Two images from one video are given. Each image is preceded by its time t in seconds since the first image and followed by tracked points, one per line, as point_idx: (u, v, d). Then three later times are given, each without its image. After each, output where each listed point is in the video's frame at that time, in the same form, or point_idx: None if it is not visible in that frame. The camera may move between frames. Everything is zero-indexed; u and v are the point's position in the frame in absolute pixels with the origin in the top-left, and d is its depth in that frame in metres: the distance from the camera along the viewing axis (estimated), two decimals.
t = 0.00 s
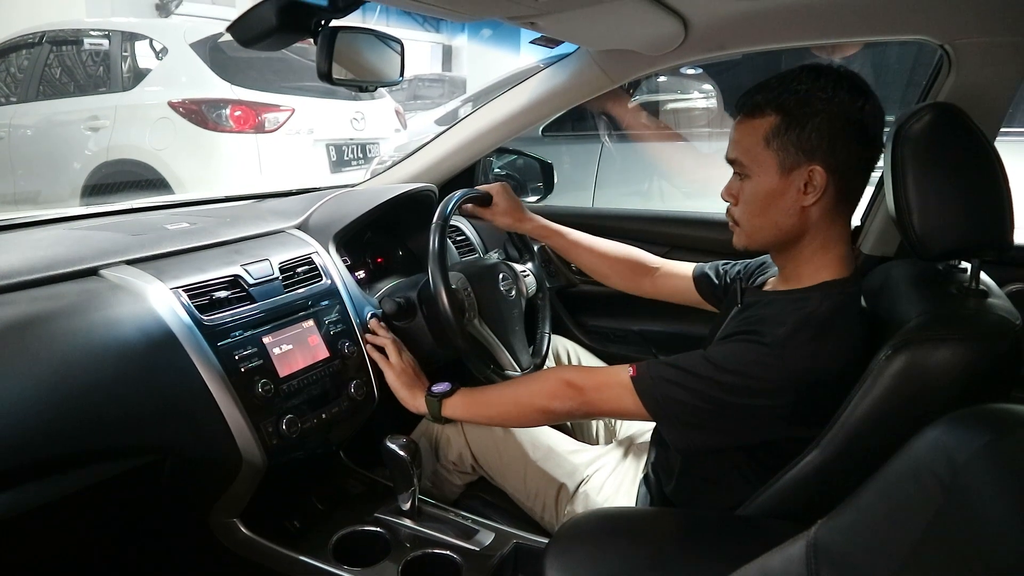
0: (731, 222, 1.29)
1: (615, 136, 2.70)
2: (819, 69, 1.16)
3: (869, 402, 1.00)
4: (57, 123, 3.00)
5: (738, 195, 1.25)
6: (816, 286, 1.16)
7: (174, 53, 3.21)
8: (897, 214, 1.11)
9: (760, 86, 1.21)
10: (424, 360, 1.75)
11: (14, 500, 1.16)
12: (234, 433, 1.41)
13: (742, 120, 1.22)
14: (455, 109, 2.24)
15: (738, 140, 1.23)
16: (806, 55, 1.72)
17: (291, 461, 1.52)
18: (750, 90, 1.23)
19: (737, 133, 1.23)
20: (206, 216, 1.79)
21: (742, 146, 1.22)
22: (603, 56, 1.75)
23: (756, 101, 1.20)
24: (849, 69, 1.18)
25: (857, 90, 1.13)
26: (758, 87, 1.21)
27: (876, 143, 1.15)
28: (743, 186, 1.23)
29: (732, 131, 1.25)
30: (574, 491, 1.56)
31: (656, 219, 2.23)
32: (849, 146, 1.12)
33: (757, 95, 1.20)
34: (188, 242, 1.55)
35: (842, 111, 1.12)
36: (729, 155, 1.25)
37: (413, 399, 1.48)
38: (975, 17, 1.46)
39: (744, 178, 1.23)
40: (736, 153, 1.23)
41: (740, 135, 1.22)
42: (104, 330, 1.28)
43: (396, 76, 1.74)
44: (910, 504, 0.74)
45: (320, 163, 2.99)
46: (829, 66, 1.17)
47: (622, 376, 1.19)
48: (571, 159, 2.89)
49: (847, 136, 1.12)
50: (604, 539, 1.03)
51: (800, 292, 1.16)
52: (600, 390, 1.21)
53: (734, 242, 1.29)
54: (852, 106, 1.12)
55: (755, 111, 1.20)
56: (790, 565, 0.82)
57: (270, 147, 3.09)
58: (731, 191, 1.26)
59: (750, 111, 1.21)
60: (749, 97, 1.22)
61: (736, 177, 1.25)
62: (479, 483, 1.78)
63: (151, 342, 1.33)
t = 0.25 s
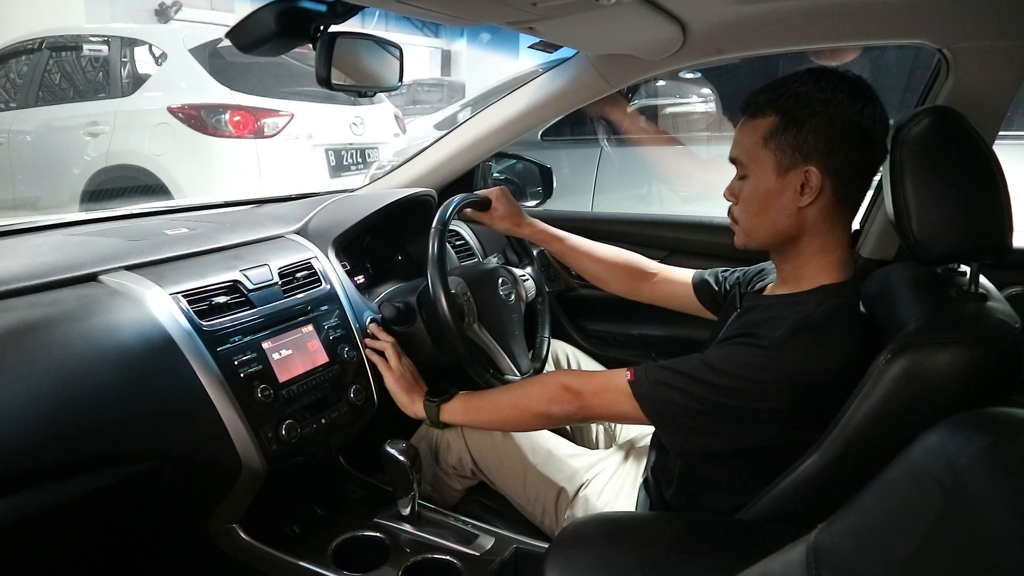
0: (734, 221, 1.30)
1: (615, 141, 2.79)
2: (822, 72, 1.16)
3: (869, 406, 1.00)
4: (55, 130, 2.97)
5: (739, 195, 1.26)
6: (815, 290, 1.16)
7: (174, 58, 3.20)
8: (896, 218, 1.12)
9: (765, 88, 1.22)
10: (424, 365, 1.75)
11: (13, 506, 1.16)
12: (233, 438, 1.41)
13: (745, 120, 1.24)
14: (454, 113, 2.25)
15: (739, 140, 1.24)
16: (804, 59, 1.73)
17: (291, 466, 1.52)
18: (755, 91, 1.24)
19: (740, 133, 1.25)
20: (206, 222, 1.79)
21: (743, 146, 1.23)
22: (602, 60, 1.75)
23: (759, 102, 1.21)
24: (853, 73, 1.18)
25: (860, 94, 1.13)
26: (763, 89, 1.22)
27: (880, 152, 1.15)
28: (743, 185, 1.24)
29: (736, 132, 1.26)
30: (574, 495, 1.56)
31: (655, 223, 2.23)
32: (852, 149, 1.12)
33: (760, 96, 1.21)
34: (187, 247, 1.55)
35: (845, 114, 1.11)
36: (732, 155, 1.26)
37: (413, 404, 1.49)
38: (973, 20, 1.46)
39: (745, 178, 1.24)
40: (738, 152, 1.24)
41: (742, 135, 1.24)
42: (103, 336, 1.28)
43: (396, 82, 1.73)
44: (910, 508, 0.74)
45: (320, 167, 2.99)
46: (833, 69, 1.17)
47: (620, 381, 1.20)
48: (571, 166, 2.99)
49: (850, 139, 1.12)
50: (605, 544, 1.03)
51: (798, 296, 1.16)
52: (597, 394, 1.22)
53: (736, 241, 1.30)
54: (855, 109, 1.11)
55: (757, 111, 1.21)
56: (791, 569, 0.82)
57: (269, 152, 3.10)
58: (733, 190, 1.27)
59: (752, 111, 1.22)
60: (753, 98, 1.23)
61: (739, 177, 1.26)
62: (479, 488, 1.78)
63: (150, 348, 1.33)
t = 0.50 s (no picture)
0: (742, 220, 1.30)
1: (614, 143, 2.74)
2: (832, 73, 1.17)
3: (868, 409, 1.00)
4: (55, 131, 2.99)
5: (747, 193, 1.26)
6: (814, 292, 1.16)
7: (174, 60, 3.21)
8: (895, 220, 1.12)
9: (775, 87, 1.22)
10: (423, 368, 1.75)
11: (12, 508, 1.16)
12: (233, 441, 1.41)
13: (754, 119, 1.24)
14: (454, 115, 2.25)
15: (748, 138, 1.24)
16: (803, 61, 1.73)
17: (290, 469, 1.52)
18: (764, 91, 1.25)
19: (749, 132, 1.25)
20: (206, 224, 1.79)
21: (751, 144, 1.23)
22: (602, 63, 1.76)
23: (767, 101, 1.21)
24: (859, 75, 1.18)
25: (862, 96, 1.13)
26: (772, 88, 1.23)
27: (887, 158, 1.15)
28: (751, 183, 1.24)
29: (745, 130, 1.27)
30: (574, 497, 1.56)
31: (655, 226, 2.23)
32: (860, 149, 1.12)
33: (769, 95, 1.22)
34: (188, 249, 1.55)
35: (851, 114, 1.12)
36: (741, 154, 1.27)
37: (413, 404, 1.49)
38: (972, 23, 1.46)
39: (753, 175, 1.24)
40: (747, 150, 1.25)
41: (751, 133, 1.24)
42: (103, 338, 1.28)
43: (395, 84, 1.73)
44: (909, 510, 0.74)
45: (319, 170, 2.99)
46: (841, 72, 1.17)
47: (622, 382, 1.19)
48: (570, 169, 3.05)
49: (858, 138, 1.12)
50: (604, 546, 1.03)
51: (797, 298, 1.16)
52: (599, 395, 1.22)
53: (743, 240, 1.30)
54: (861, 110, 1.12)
55: (766, 110, 1.21)
56: (790, 572, 0.82)
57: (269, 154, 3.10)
58: (741, 189, 1.28)
59: (762, 110, 1.23)
60: (763, 96, 1.24)
61: (746, 176, 1.27)
62: (479, 490, 1.78)
63: (150, 350, 1.33)
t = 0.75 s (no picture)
0: (744, 222, 1.30)
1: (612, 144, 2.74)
2: (835, 76, 1.17)
3: (868, 410, 1.00)
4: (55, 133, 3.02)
5: (749, 195, 1.26)
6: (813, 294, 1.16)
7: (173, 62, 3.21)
8: (895, 221, 1.12)
9: (777, 90, 1.22)
10: (423, 369, 1.75)
11: (12, 511, 1.16)
12: (233, 443, 1.41)
13: (757, 120, 1.24)
14: (453, 116, 2.25)
15: (751, 139, 1.24)
16: (802, 62, 1.73)
17: (290, 470, 1.52)
18: (767, 92, 1.24)
19: (752, 133, 1.25)
20: (206, 225, 1.79)
21: (755, 145, 1.23)
22: (601, 64, 1.76)
23: (770, 103, 1.21)
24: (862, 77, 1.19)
25: (863, 98, 1.14)
26: (774, 91, 1.23)
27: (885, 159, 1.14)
28: (754, 185, 1.24)
29: (747, 133, 1.27)
30: (572, 499, 1.55)
31: (654, 227, 2.24)
32: (864, 150, 1.13)
33: (772, 96, 1.21)
34: (188, 250, 1.55)
35: (855, 116, 1.12)
36: (743, 155, 1.27)
37: (413, 405, 1.48)
38: (971, 24, 1.46)
39: (756, 177, 1.24)
40: (750, 152, 1.25)
41: (754, 135, 1.24)
42: (102, 339, 1.28)
43: (395, 85, 1.74)
44: (909, 511, 0.74)
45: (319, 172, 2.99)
46: (844, 75, 1.18)
47: (623, 388, 1.19)
48: (570, 169, 3.05)
49: (863, 139, 1.13)
50: (604, 548, 1.03)
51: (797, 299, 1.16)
52: (599, 400, 1.22)
53: (744, 242, 1.30)
54: (863, 111, 1.13)
55: (769, 112, 1.21)
56: (790, 573, 0.82)
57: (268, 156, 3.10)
58: (744, 190, 1.27)
59: (764, 112, 1.22)
60: (765, 99, 1.24)
61: (749, 177, 1.26)
62: (479, 491, 1.77)
63: (150, 352, 1.33)
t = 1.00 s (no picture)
0: (741, 228, 1.29)
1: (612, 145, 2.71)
2: (835, 82, 1.17)
3: (869, 411, 1.00)
4: (57, 133, 3.02)
5: (748, 202, 1.25)
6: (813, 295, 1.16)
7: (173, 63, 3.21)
8: (895, 222, 1.12)
9: (777, 95, 1.22)
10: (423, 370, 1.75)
11: (13, 511, 1.16)
12: (233, 444, 1.41)
13: (757, 126, 1.23)
14: (453, 117, 2.26)
15: (751, 145, 1.23)
16: (803, 63, 1.73)
17: (290, 472, 1.52)
18: (766, 98, 1.24)
19: (751, 139, 1.24)
20: (205, 226, 1.79)
21: (755, 152, 1.22)
22: (602, 65, 1.76)
23: (771, 109, 1.20)
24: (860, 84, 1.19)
25: (862, 102, 1.14)
26: (774, 96, 1.22)
27: (886, 162, 1.15)
28: (754, 191, 1.23)
29: (746, 138, 1.26)
30: (569, 499, 1.54)
31: (654, 228, 2.24)
32: (865, 157, 1.13)
33: (773, 102, 1.21)
34: (187, 251, 1.55)
35: (857, 123, 1.12)
36: (741, 161, 1.26)
37: (413, 405, 1.48)
38: (972, 25, 1.46)
39: (755, 184, 1.23)
40: (749, 158, 1.24)
41: (754, 141, 1.23)
42: (103, 340, 1.28)
43: (395, 86, 1.74)
44: (909, 512, 0.74)
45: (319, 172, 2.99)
46: (844, 81, 1.18)
47: (625, 398, 1.18)
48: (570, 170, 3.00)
49: (863, 146, 1.13)
50: (604, 548, 1.03)
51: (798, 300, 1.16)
52: (600, 408, 1.21)
53: (741, 248, 1.29)
54: (863, 118, 1.13)
55: (770, 118, 1.20)
56: (790, 574, 0.82)
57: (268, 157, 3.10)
58: (742, 197, 1.27)
59: (765, 118, 1.22)
60: (764, 105, 1.23)
61: (747, 184, 1.25)
62: (479, 492, 1.77)
63: (150, 353, 1.33)
